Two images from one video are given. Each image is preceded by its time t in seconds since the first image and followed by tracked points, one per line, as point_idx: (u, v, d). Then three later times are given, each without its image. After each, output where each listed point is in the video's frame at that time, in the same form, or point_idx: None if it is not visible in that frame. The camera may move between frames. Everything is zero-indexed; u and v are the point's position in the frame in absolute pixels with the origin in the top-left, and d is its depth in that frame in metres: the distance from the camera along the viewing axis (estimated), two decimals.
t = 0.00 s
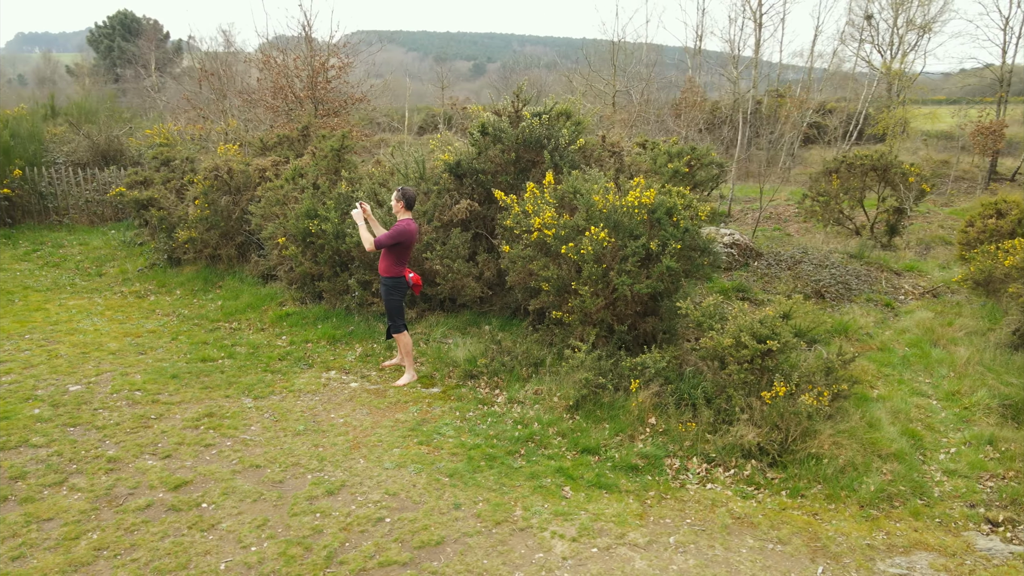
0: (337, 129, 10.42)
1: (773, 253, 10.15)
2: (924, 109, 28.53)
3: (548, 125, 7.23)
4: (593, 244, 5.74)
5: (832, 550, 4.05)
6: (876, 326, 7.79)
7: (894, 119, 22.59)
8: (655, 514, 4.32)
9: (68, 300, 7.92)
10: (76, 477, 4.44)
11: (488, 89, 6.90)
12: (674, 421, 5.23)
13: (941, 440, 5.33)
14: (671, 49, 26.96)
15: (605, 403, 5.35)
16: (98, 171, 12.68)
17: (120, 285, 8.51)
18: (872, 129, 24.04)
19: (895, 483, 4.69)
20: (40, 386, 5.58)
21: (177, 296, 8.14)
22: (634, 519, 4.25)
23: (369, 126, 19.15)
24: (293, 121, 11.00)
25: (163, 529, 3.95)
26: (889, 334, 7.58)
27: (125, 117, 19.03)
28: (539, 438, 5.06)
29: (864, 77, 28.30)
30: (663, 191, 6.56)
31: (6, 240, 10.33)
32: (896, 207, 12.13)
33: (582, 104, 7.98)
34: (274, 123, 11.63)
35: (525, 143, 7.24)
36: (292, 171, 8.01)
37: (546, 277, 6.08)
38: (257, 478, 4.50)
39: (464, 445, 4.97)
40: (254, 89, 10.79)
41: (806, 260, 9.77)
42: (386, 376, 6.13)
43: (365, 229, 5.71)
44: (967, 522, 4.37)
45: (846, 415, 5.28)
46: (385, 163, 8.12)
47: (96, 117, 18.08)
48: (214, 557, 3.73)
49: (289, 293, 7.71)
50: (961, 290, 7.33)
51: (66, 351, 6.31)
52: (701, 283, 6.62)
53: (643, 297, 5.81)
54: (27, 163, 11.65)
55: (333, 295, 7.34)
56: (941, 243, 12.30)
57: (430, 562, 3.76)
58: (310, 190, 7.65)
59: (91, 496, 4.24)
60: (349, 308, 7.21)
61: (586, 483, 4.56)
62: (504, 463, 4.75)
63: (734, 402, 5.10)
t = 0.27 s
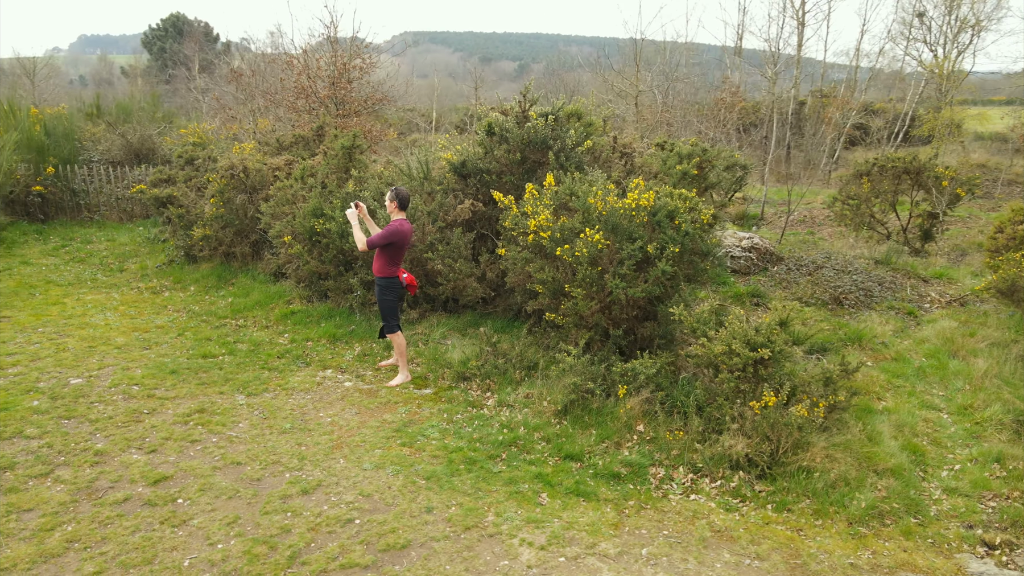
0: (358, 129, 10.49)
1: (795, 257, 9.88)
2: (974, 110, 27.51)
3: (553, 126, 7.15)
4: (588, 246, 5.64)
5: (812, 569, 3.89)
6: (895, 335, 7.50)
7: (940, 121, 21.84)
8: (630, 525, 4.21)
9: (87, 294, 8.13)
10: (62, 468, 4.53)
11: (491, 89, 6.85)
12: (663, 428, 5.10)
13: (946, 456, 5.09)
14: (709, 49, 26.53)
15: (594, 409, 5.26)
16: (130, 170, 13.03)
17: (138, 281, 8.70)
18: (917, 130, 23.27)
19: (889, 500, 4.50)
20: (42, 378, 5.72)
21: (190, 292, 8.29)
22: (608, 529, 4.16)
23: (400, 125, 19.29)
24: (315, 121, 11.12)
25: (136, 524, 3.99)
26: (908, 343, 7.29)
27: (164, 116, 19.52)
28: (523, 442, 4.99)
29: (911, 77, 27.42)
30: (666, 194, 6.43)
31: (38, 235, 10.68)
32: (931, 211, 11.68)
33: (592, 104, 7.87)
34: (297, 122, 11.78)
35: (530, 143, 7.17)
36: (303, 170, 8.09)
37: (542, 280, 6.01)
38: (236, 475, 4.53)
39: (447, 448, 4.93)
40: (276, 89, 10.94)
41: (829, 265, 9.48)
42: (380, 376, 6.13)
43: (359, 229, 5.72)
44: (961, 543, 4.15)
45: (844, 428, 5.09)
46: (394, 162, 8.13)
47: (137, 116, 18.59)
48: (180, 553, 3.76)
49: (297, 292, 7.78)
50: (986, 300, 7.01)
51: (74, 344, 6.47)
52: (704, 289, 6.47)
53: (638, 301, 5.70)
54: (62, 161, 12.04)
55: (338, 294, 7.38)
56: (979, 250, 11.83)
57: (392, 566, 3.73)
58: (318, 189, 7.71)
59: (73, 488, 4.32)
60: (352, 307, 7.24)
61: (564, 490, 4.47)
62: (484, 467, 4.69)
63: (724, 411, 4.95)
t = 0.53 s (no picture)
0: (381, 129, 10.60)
1: (822, 262, 9.58)
2: None
3: (563, 127, 7.07)
4: (585, 249, 5.55)
5: None
6: (918, 345, 7.20)
7: (994, 122, 20.96)
8: (607, 534, 4.12)
9: (110, 289, 8.36)
10: (56, 459, 4.65)
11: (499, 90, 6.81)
12: (655, 436, 4.98)
13: (954, 473, 4.85)
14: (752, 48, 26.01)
15: (585, 414, 5.16)
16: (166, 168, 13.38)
17: (161, 277, 8.92)
18: (969, 131, 22.37)
19: (884, 518, 4.30)
20: (52, 370, 5.90)
21: (209, 288, 8.45)
22: (584, 538, 4.07)
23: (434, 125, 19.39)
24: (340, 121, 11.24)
25: (116, 516, 4.07)
26: (930, 354, 6.99)
27: (206, 116, 20.03)
28: (510, 446, 4.93)
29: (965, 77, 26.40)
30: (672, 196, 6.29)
31: (74, 231, 11.05)
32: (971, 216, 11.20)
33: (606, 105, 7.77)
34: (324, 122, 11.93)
35: (539, 144, 7.10)
36: (318, 169, 8.17)
37: (541, 282, 5.94)
38: (221, 470, 4.58)
39: (432, 450, 4.90)
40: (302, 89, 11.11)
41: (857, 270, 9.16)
42: (379, 375, 6.14)
43: (358, 228, 5.73)
44: (957, 567, 3.95)
45: (845, 441, 4.89)
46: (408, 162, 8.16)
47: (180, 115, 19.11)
48: (153, 546, 3.81)
49: (309, 290, 7.86)
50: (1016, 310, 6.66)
51: (88, 338, 6.65)
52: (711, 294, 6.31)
53: (637, 306, 5.58)
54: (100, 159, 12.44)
55: (347, 293, 7.43)
56: None
57: (357, 568, 3.71)
58: (331, 189, 7.78)
59: (62, 479, 4.43)
60: (360, 306, 7.28)
61: (545, 497, 4.40)
62: (466, 470, 4.65)
63: (717, 421, 4.81)
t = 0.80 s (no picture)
0: (406, 130, 10.77)
1: (853, 268, 9.25)
2: None
3: (575, 128, 7.00)
4: (585, 253, 5.46)
5: None
6: (945, 358, 6.87)
7: None
8: (586, 544, 4.04)
9: (137, 283, 8.61)
10: (57, 448, 4.79)
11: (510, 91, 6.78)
12: (648, 444, 4.86)
13: (964, 493, 4.60)
14: (801, 48, 25.35)
15: (579, 420, 5.08)
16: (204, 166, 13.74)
17: (188, 272, 9.13)
18: None
19: (880, 538, 4.11)
20: (68, 362, 6.09)
21: (230, 283, 8.62)
22: (561, 546, 4.00)
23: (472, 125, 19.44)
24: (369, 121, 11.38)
25: (104, 506, 4.17)
26: (958, 367, 6.67)
27: (251, 115, 20.52)
28: (500, 450, 4.88)
29: None
30: (682, 199, 6.15)
31: (112, 226, 11.42)
32: (1019, 222, 10.65)
33: (624, 105, 7.65)
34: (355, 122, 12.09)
35: (552, 145, 7.05)
36: (338, 169, 8.26)
37: (543, 284, 5.87)
38: (212, 465, 4.65)
39: (422, 451, 4.88)
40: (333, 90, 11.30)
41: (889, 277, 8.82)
42: (382, 374, 6.15)
43: (360, 228, 5.74)
44: None
45: (847, 456, 4.70)
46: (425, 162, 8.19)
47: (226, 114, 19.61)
48: (133, 538, 3.89)
49: (324, 287, 7.95)
50: None
51: (108, 331, 6.85)
52: (721, 300, 6.14)
53: (638, 310, 5.46)
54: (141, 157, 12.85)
55: (360, 291, 7.49)
56: None
57: (328, 567, 3.72)
58: (347, 188, 7.85)
59: (60, 468, 4.56)
60: (371, 305, 7.32)
61: (528, 503, 4.33)
62: (452, 473, 4.62)
63: (711, 430, 4.68)
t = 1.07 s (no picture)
0: (435, 129, 10.88)
1: (887, 274, 8.89)
2: None
3: (589, 127, 6.91)
4: (586, 255, 5.38)
5: None
6: (975, 370, 6.55)
7: None
8: (566, 551, 3.96)
9: (166, 278, 8.85)
10: (63, 437, 4.95)
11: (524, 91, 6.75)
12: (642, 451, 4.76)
13: (974, 514, 4.37)
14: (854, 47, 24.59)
15: (575, 424, 5.00)
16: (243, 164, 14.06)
17: (216, 268, 9.35)
18: None
19: (875, 558, 3.93)
20: (87, 353, 6.29)
21: (255, 279, 8.79)
22: (540, 553, 3.94)
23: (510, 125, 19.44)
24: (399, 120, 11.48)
25: (97, 495, 4.28)
26: (988, 380, 6.35)
27: (296, 114, 20.93)
28: (492, 452, 4.84)
29: None
30: (693, 201, 6.01)
31: (151, 222, 11.78)
32: None
33: (643, 104, 7.52)
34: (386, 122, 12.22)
35: (566, 145, 6.98)
36: (358, 168, 8.35)
37: (547, 286, 5.81)
38: (206, 457, 4.72)
39: (414, 451, 4.88)
40: (365, 90, 11.46)
41: (924, 283, 8.44)
42: (387, 373, 6.18)
43: (365, 226, 5.76)
44: None
45: (850, 470, 4.50)
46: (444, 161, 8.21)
47: (271, 113, 20.04)
48: (120, 527, 3.98)
49: (342, 285, 8.03)
50: None
51: (129, 324, 7.05)
52: (732, 305, 5.97)
53: (640, 314, 5.35)
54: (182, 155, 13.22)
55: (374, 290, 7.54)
56: None
57: (302, 563, 3.73)
58: (365, 186, 7.93)
59: (63, 456, 4.71)
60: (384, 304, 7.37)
61: (511, 507, 4.28)
62: (440, 474, 4.59)
63: (705, 439, 4.55)
